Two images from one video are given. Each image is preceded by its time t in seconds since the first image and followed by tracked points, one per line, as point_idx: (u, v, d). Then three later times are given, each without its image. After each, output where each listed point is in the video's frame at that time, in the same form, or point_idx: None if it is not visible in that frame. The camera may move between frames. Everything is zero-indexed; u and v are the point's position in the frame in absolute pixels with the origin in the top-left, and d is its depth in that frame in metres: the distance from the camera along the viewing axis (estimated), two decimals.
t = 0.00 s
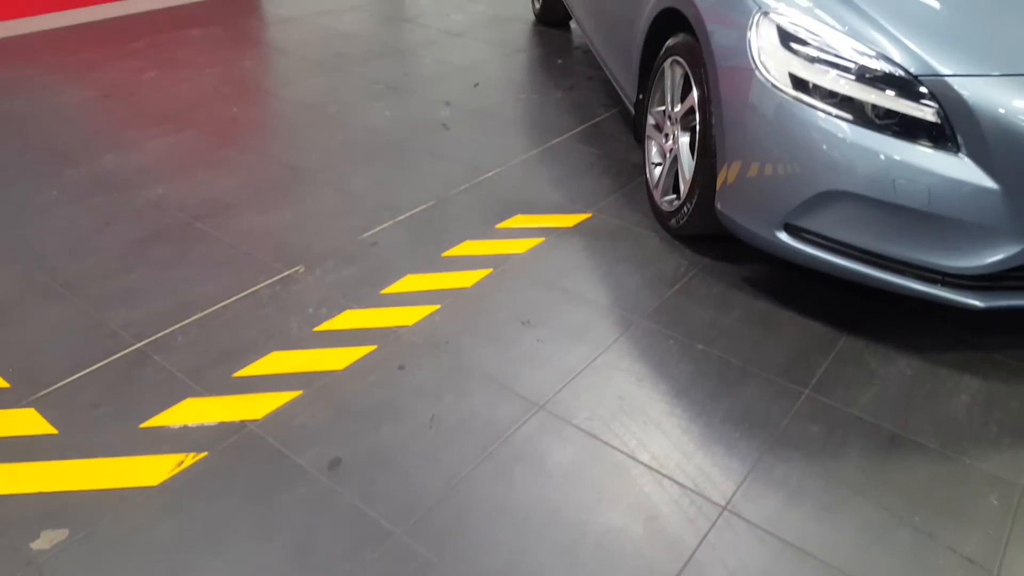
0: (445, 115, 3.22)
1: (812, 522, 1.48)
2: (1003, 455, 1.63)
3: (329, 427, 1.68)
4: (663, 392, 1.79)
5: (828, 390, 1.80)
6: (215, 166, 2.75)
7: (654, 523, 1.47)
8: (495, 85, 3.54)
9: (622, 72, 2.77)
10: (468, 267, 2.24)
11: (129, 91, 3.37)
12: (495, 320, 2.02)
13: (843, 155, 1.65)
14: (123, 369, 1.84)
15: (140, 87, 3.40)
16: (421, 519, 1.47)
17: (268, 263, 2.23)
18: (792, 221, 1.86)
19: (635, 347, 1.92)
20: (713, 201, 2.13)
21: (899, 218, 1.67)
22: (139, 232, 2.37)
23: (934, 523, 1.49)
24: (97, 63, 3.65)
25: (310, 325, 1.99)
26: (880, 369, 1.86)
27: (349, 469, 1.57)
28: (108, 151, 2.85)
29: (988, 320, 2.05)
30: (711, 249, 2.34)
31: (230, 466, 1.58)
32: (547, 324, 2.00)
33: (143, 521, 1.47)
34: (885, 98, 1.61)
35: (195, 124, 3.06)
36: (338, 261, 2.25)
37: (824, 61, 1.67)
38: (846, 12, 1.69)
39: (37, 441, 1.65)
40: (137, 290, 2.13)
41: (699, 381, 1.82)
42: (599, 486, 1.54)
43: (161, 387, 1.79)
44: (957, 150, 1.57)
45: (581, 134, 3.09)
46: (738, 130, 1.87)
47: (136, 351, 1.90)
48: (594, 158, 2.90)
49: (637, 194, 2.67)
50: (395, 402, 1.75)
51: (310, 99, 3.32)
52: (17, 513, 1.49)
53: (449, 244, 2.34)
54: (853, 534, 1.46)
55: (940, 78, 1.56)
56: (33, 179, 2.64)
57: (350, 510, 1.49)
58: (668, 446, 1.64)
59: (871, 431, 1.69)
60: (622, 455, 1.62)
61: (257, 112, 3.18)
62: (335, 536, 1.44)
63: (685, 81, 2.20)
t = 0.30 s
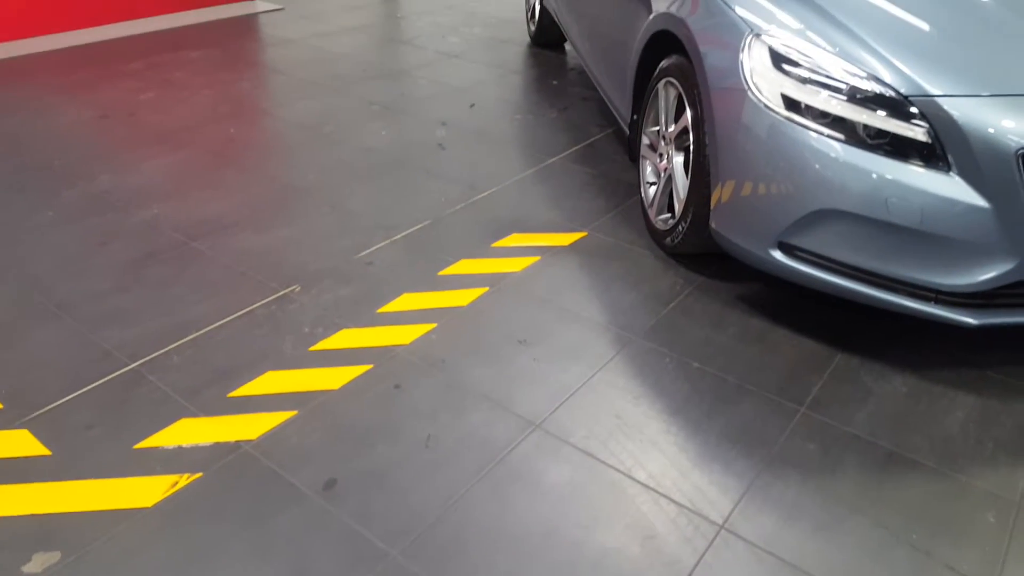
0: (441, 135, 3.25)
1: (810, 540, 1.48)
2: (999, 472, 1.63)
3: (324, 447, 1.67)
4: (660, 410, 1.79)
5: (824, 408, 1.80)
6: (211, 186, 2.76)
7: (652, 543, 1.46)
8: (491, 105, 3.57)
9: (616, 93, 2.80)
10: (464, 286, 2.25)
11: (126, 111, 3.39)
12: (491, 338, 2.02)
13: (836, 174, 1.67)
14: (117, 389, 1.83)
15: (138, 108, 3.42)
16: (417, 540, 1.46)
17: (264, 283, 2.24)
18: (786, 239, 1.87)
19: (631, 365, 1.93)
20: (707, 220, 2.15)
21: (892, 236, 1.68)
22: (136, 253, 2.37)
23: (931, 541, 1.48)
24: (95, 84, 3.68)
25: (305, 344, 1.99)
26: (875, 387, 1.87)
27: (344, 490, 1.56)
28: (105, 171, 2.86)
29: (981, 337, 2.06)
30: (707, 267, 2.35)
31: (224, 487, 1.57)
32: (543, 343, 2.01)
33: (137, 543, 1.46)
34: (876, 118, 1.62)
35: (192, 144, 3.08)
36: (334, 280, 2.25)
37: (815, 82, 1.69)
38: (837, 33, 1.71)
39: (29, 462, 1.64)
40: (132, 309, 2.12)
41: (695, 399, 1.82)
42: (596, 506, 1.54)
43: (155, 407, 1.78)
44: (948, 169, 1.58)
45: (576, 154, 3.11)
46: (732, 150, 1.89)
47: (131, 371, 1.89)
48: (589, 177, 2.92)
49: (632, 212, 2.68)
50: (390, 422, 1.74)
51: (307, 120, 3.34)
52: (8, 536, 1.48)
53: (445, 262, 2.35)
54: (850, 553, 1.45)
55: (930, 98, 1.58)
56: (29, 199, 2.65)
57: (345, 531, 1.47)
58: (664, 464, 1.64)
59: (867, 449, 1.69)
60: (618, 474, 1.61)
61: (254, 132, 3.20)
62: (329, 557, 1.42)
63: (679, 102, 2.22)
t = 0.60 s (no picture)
0: (434, 160, 3.27)
1: (803, 565, 1.47)
2: (990, 496, 1.63)
3: (314, 473, 1.66)
4: (652, 434, 1.79)
5: (816, 432, 1.80)
6: (204, 211, 2.76)
7: (645, 569, 1.45)
8: (484, 131, 3.60)
9: (608, 119, 2.83)
10: (456, 309, 2.25)
11: (120, 136, 3.40)
12: (483, 362, 2.02)
13: (824, 199, 1.69)
14: (106, 415, 1.81)
15: (131, 133, 3.44)
16: (408, 567, 1.45)
17: (256, 307, 2.23)
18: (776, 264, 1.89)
19: (624, 389, 1.93)
20: (698, 244, 2.16)
21: (880, 260, 1.70)
22: (128, 277, 2.37)
23: (924, 565, 1.48)
24: (89, 109, 3.69)
25: (297, 369, 1.98)
26: (867, 410, 1.87)
27: (335, 516, 1.55)
28: (98, 195, 2.86)
29: (972, 360, 2.07)
30: (698, 290, 2.36)
31: (214, 514, 1.56)
32: (536, 366, 2.00)
33: (123, 572, 1.44)
34: (863, 144, 1.65)
35: (186, 168, 3.09)
36: (327, 304, 2.25)
37: (803, 108, 1.72)
38: (824, 61, 1.74)
39: (14, 488, 1.62)
40: (122, 334, 2.11)
41: (688, 423, 1.82)
42: (589, 532, 1.53)
43: (145, 432, 1.77)
44: (935, 194, 1.61)
45: (569, 178, 3.13)
46: (722, 175, 1.91)
47: (120, 396, 1.88)
48: (581, 202, 2.94)
49: (623, 236, 2.70)
50: (382, 447, 1.73)
51: (300, 145, 3.36)
52: None
53: (437, 286, 2.35)
54: None
55: (916, 124, 1.60)
56: (21, 224, 2.64)
57: (335, 559, 1.46)
58: (657, 489, 1.63)
59: (859, 473, 1.69)
60: (611, 499, 1.61)
61: (248, 157, 3.22)
62: None
63: (669, 128, 2.25)
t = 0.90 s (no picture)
0: (423, 185, 3.28)
1: None
2: (981, 513, 1.64)
3: (303, 501, 1.64)
4: (643, 456, 1.78)
5: (806, 452, 1.81)
6: (192, 239, 2.76)
7: None
8: (472, 156, 3.62)
9: (594, 144, 2.85)
10: (445, 334, 2.25)
11: (107, 165, 3.40)
12: (472, 386, 2.01)
13: (808, 221, 1.71)
14: (91, 446, 1.79)
15: (119, 161, 3.44)
16: None
17: (244, 334, 2.22)
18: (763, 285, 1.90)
19: (614, 412, 1.93)
20: (685, 266, 2.17)
21: (865, 280, 1.72)
22: (114, 305, 2.36)
23: None
24: (76, 138, 3.69)
25: (285, 396, 1.97)
26: (856, 430, 1.88)
27: (324, 545, 1.53)
28: (85, 224, 2.86)
29: (959, 378, 2.08)
30: (687, 312, 2.37)
31: (201, 544, 1.54)
32: (526, 390, 2.00)
33: None
34: (846, 166, 1.67)
35: (173, 196, 3.09)
36: (315, 330, 2.25)
37: (785, 132, 1.75)
38: (806, 85, 1.77)
39: None
40: (108, 363, 2.10)
41: (679, 445, 1.82)
42: (581, 556, 1.52)
43: (131, 463, 1.75)
44: (917, 214, 1.63)
45: (557, 202, 3.16)
46: (707, 197, 1.93)
47: (107, 426, 1.86)
48: (569, 225, 2.95)
49: (611, 259, 2.71)
50: (371, 474, 1.72)
51: (289, 172, 3.37)
52: None
53: (426, 310, 2.35)
54: None
55: (897, 146, 1.63)
56: (7, 254, 2.63)
57: None
58: (649, 512, 1.63)
59: (850, 492, 1.69)
60: (603, 523, 1.60)
61: (236, 184, 3.22)
62: None
63: (654, 152, 2.27)
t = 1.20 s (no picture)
0: (410, 207, 3.29)
1: None
2: (970, 530, 1.64)
3: (291, 526, 1.63)
4: (633, 476, 1.78)
5: (795, 470, 1.81)
6: (179, 263, 2.75)
7: None
8: (459, 178, 3.64)
9: (580, 165, 2.88)
10: (433, 355, 2.24)
11: (93, 189, 3.39)
12: (461, 408, 2.01)
13: (792, 240, 1.73)
14: (75, 472, 1.77)
15: (105, 186, 3.43)
16: None
17: (231, 358, 2.21)
18: (749, 304, 1.91)
19: (603, 432, 1.92)
20: (672, 285, 2.19)
21: (850, 298, 1.73)
22: (99, 330, 2.34)
23: None
24: (62, 163, 3.68)
25: (272, 419, 1.96)
26: (844, 447, 1.89)
27: (312, 571, 1.52)
28: (69, 249, 2.84)
29: (945, 395, 2.10)
30: (674, 331, 2.38)
31: (187, 572, 1.51)
32: (515, 411, 2.00)
33: None
34: (828, 186, 1.70)
35: (160, 221, 3.08)
36: (303, 353, 2.24)
37: (768, 153, 1.77)
38: (787, 107, 1.80)
39: None
40: (93, 388, 2.07)
41: (668, 464, 1.82)
42: None
43: (115, 489, 1.72)
44: (899, 233, 1.65)
45: (544, 222, 3.17)
46: (692, 218, 1.95)
47: (91, 452, 1.84)
48: (556, 245, 2.97)
49: (599, 279, 2.72)
50: (360, 498, 1.70)
51: (276, 195, 3.37)
52: None
53: (414, 332, 2.35)
54: None
55: (879, 166, 1.66)
56: None
57: None
58: (640, 533, 1.62)
59: (839, 510, 1.69)
60: (593, 544, 1.59)
61: (222, 208, 3.22)
62: None
63: (640, 173, 2.29)
